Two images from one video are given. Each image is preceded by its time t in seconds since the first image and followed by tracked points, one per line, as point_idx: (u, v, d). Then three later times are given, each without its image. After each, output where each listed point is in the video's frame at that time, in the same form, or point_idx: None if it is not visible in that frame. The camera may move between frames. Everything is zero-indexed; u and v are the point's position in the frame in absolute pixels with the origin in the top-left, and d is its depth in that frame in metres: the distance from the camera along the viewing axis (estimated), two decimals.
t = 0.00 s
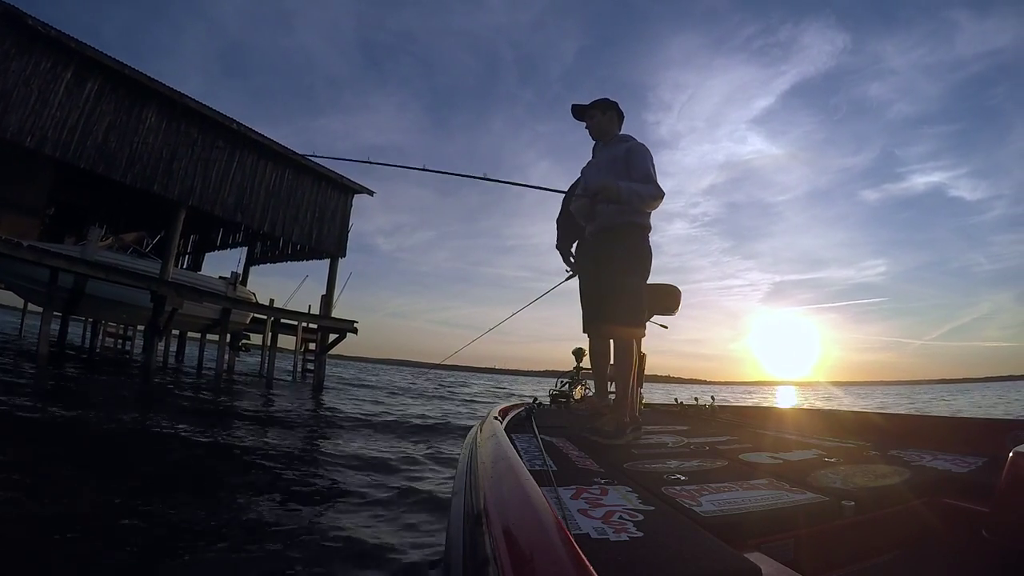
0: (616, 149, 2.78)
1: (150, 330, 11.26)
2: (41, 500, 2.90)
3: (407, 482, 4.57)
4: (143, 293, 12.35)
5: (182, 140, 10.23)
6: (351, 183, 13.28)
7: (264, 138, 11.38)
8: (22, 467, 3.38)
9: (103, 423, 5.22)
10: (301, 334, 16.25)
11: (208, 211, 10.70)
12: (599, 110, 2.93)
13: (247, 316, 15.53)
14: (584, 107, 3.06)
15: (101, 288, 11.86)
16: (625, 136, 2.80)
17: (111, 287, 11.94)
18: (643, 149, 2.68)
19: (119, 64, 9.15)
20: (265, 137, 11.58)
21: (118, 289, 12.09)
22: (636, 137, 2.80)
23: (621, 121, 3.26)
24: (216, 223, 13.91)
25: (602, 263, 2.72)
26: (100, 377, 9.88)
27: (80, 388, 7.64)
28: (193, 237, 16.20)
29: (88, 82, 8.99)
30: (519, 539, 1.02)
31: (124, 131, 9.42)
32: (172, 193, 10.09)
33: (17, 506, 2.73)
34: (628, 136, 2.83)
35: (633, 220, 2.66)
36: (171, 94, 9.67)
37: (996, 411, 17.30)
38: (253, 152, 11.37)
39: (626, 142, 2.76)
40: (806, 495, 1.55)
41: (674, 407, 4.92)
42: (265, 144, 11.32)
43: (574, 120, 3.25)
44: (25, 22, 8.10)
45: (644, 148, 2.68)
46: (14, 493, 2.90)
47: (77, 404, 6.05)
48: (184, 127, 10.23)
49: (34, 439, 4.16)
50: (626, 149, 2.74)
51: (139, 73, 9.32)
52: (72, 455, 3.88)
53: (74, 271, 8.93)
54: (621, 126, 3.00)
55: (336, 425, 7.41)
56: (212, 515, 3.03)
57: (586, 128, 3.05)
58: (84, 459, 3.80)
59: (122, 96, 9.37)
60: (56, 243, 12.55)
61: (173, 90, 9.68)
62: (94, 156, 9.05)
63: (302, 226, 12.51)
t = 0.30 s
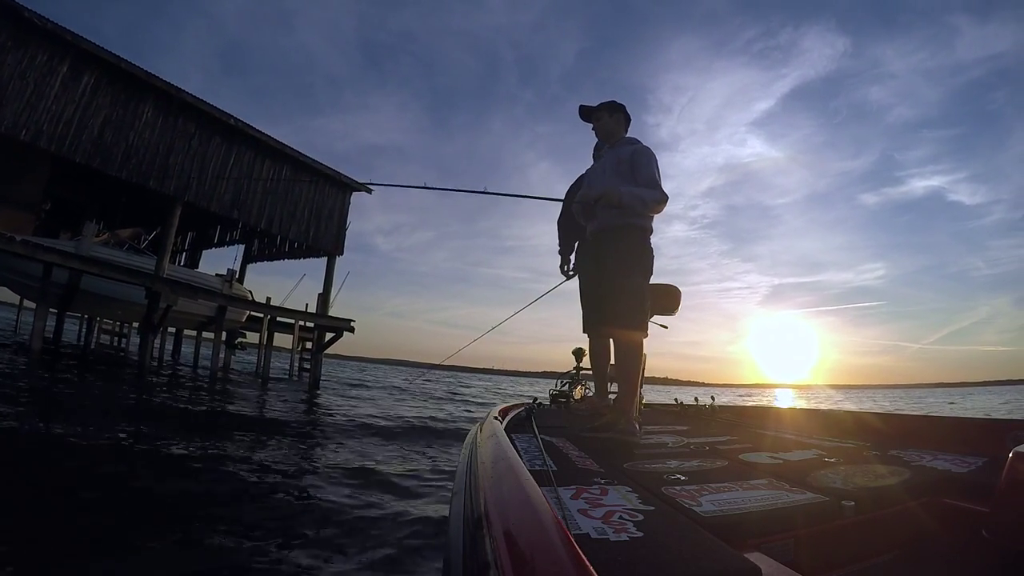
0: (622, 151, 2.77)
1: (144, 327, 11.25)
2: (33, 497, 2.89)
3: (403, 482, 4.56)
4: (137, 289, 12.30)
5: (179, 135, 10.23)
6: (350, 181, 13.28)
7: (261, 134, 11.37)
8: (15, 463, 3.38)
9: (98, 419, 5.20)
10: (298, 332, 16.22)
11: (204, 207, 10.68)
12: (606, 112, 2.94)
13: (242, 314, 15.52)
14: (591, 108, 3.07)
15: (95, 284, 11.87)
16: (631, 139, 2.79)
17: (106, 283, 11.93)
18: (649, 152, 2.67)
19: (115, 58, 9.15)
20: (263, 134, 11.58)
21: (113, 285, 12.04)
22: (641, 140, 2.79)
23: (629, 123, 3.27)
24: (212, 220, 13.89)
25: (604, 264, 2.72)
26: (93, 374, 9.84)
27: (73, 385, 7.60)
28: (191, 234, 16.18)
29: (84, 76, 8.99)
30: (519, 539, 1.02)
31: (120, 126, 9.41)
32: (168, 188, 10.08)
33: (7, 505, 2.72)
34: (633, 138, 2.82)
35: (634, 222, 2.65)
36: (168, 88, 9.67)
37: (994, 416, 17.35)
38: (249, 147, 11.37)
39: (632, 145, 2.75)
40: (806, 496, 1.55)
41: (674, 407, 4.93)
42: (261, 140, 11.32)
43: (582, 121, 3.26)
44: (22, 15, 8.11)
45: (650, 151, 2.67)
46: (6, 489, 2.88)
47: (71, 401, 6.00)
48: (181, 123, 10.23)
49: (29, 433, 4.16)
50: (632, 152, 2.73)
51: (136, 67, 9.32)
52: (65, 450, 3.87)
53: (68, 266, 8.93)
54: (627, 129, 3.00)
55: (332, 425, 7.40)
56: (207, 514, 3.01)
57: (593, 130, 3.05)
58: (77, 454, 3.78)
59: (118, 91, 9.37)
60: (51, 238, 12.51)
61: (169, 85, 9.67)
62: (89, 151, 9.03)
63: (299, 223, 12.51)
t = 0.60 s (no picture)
0: (624, 152, 2.76)
1: (138, 326, 11.23)
2: (23, 495, 2.87)
3: (401, 479, 4.59)
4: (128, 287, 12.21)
5: (174, 132, 10.21)
6: (347, 179, 13.28)
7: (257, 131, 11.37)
8: (8, 464, 3.35)
9: (93, 420, 5.16)
10: (294, 331, 16.20)
11: (199, 205, 10.65)
12: (611, 113, 2.94)
13: (238, 313, 15.49)
14: (596, 109, 3.07)
15: (88, 282, 11.84)
16: (635, 139, 2.79)
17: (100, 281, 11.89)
18: (652, 153, 2.65)
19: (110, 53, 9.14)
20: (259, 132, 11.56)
21: (106, 283, 11.96)
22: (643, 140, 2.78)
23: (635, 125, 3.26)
24: (208, 219, 13.85)
25: (604, 264, 2.72)
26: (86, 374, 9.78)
27: (67, 386, 7.53)
28: (187, 233, 16.15)
29: (79, 72, 8.97)
30: (519, 540, 1.02)
31: (114, 123, 9.39)
32: (162, 185, 10.05)
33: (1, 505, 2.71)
34: (637, 139, 2.81)
35: (633, 222, 2.66)
36: (163, 84, 9.66)
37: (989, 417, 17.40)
38: (246, 144, 11.37)
39: (635, 145, 2.74)
40: (806, 496, 1.56)
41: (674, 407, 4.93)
42: (257, 137, 11.32)
43: (587, 123, 3.27)
44: (15, 10, 8.10)
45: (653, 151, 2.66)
46: None
47: (65, 403, 5.93)
48: (176, 119, 10.22)
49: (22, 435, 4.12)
50: (634, 152, 2.72)
51: (130, 63, 9.31)
52: (60, 452, 3.83)
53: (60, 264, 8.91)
54: (633, 131, 2.99)
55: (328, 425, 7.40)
56: (208, 516, 3.01)
57: (597, 132, 3.06)
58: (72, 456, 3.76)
59: (113, 87, 9.35)
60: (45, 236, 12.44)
61: (164, 80, 9.66)
62: (83, 147, 9.01)
63: (296, 222, 12.51)
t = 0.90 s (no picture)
0: (624, 149, 2.76)
1: (131, 327, 11.18)
2: (15, 495, 2.86)
3: (399, 481, 4.60)
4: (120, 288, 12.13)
5: (166, 131, 10.17)
6: (342, 178, 13.27)
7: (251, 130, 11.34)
8: None
9: (88, 423, 5.11)
10: (290, 332, 16.15)
11: (193, 204, 10.61)
12: (613, 112, 2.94)
13: (233, 314, 15.45)
14: (598, 108, 3.07)
15: (82, 283, 11.79)
16: (635, 137, 2.77)
17: (92, 282, 11.84)
18: (651, 150, 2.63)
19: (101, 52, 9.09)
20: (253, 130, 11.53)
21: (99, 284, 11.92)
22: (644, 137, 2.77)
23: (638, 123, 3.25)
24: (203, 219, 13.81)
25: (602, 262, 2.72)
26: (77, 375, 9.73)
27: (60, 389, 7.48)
28: (182, 233, 16.11)
29: (70, 70, 8.93)
30: (519, 541, 1.02)
31: (106, 121, 9.35)
32: (155, 185, 10.01)
33: None
34: (638, 136, 2.80)
35: (632, 221, 2.66)
36: (155, 82, 9.63)
37: (986, 413, 17.42)
38: (240, 143, 11.34)
39: (634, 142, 2.73)
40: (806, 495, 1.56)
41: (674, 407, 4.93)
42: (251, 136, 11.29)
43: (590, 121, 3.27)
44: (5, 9, 8.06)
45: (651, 148, 2.65)
46: None
47: (59, 406, 5.90)
48: (168, 118, 10.18)
49: (13, 438, 4.08)
50: (633, 149, 2.71)
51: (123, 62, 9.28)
52: (57, 454, 3.80)
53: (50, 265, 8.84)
54: (635, 129, 2.98)
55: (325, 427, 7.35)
56: (210, 515, 3.03)
57: (599, 131, 3.05)
58: (70, 459, 3.72)
59: (104, 85, 9.32)
60: (38, 237, 12.39)
61: (156, 79, 9.63)
62: (74, 147, 8.96)
63: (290, 222, 12.50)
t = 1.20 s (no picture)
0: (624, 147, 2.75)
1: (124, 328, 11.14)
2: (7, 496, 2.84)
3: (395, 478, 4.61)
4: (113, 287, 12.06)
5: (160, 128, 10.15)
6: (338, 176, 13.28)
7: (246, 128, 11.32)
8: None
9: (82, 424, 5.10)
10: (286, 332, 16.12)
11: (187, 203, 10.59)
12: (613, 110, 2.94)
13: (228, 314, 15.40)
14: (599, 106, 3.07)
15: (74, 283, 11.74)
16: (634, 135, 2.77)
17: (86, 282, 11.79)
18: (652, 149, 2.63)
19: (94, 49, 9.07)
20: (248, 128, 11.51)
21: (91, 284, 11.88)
22: (644, 135, 2.76)
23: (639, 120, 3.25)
24: (199, 219, 13.77)
25: (603, 261, 2.72)
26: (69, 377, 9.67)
27: (53, 389, 7.46)
28: (178, 233, 16.06)
29: (63, 67, 8.90)
30: (520, 540, 1.02)
31: (99, 119, 9.32)
32: (148, 183, 9.98)
33: None
34: (639, 133, 2.79)
35: (632, 221, 2.65)
36: (148, 80, 9.61)
37: (985, 412, 17.46)
38: (234, 141, 11.32)
39: (634, 140, 2.73)
40: (806, 496, 1.56)
41: (674, 407, 4.94)
42: (246, 134, 11.26)
43: (591, 119, 3.27)
44: None
45: (651, 146, 2.64)
46: None
47: (53, 407, 5.87)
48: (162, 116, 10.16)
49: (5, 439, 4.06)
50: (632, 147, 2.70)
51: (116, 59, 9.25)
52: (50, 453, 3.80)
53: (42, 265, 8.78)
54: (637, 127, 2.98)
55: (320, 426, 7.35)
56: (209, 513, 3.03)
57: (600, 129, 3.05)
58: (63, 458, 3.73)
59: (97, 82, 9.29)
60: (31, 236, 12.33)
61: (150, 76, 9.61)
62: (66, 144, 8.93)
63: (286, 220, 12.49)
